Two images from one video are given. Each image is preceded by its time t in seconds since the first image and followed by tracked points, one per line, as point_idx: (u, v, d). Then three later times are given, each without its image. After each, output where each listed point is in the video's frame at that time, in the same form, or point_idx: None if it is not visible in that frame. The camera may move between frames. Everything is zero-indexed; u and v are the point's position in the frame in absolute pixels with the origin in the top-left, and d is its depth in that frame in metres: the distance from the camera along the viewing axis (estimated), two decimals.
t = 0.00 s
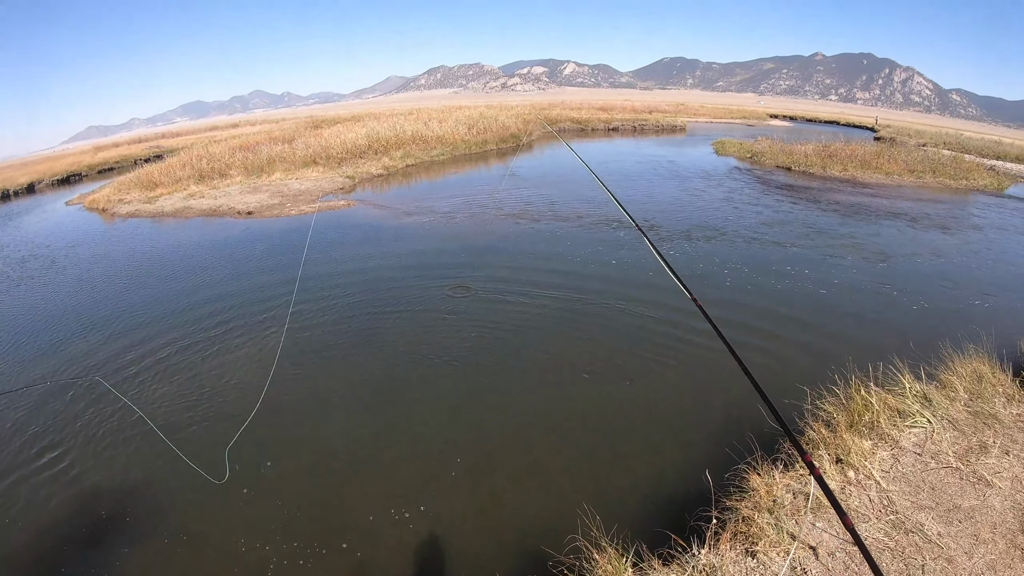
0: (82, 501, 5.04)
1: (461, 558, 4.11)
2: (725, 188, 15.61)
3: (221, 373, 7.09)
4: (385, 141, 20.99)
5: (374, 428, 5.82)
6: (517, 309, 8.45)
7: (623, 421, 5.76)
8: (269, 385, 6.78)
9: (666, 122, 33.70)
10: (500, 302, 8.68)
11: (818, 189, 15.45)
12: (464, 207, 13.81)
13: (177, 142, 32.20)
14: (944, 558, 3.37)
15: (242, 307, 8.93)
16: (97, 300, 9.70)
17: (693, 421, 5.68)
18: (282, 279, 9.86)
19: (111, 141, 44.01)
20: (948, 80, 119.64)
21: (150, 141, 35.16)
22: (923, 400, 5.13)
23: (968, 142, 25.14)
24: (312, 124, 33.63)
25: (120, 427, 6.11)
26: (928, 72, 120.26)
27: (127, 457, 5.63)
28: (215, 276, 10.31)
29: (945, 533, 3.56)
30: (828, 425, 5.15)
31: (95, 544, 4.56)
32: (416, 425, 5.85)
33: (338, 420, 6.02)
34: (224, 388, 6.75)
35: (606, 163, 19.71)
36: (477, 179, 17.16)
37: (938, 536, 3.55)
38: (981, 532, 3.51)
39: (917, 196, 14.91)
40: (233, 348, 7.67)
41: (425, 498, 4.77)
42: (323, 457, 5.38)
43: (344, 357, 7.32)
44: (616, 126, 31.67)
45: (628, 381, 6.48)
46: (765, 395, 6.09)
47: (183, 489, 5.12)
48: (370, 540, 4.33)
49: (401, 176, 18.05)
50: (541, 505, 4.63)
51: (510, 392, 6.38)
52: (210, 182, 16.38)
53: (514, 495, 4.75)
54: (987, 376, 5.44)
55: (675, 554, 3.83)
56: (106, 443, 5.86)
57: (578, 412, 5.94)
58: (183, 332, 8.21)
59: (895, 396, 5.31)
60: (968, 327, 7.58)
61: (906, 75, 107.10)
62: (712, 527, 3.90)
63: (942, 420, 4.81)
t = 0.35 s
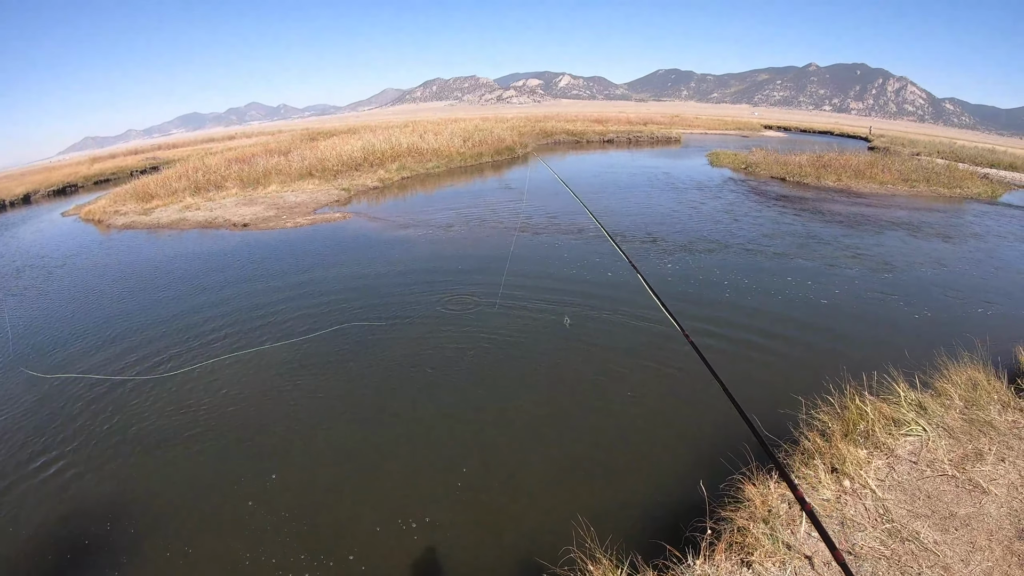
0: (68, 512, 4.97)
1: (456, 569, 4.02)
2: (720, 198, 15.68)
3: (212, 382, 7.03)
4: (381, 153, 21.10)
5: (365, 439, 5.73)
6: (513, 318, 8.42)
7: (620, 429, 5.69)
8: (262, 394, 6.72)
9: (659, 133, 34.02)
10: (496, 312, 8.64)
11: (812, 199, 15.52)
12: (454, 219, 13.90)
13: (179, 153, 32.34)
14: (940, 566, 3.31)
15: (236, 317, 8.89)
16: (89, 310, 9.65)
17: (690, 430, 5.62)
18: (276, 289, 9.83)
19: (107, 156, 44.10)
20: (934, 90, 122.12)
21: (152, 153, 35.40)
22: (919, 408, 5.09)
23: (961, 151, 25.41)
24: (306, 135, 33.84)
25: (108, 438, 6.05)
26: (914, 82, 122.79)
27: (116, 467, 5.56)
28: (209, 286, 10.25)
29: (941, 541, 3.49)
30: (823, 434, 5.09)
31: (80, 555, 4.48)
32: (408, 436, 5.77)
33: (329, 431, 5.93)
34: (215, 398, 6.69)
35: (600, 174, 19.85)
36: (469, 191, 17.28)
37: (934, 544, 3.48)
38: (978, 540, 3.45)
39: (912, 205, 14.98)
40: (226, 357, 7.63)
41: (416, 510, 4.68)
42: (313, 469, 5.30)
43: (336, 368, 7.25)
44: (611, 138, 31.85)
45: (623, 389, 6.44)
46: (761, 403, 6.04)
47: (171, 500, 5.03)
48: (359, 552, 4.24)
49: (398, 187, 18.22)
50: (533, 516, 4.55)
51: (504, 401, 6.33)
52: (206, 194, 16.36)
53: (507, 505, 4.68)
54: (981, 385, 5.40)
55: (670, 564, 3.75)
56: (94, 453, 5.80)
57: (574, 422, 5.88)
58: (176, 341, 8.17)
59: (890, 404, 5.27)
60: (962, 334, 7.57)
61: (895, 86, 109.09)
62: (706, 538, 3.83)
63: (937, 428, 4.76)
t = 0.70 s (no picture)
0: (65, 513, 4.95)
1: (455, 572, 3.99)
2: (717, 198, 15.70)
3: (211, 384, 7.01)
4: (380, 154, 21.13)
5: (364, 441, 5.71)
6: (511, 319, 8.41)
7: (619, 430, 5.68)
8: (260, 395, 6.70)
9: (656, 134, 34.08)
10: (495, 313, 8.62)
11: (810, 199, 15.52)
12: (451, 220, 13.89)
13: (179, 155, 32.35)
14: (941, 565, 3.30)
15: (234, 318, 8.88)
16: (86, 313, 9.64)
17: (689, 432, 5.60)
18: (274, 291, 9.83)
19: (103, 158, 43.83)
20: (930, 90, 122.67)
21: (151, 155, 35.42)
22: (919, 407, 5.08)
23: (958, 151, 25.50)
24: (303, 137, 33.80)
25: (105, 439, 6.02)
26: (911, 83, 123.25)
27: (114, 468, 5.53)
28: (208, 288, 10.23)
29: (942, 541, 3.48)
30: (823, 434, 5.08)
31: (77, 557, 4.45)
32: (407, 437, 5.74)
33: (328, 433, 5.91)
34: (213, 399, 6.66)
35: (597, 175, 19.87)
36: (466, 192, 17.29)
37: (935, 544, 3.47)
38: (979, 539, 3.44)
39: (910, 204, 14.99)
40: (225, 359, 7.62)
41: (415, 511, 4.66)
42: (312, 471, 5.27)
43: (335, 370, 7.22)
44: (608, 139, 31.83)
45: (622, 390, 6.43)
46: (761, 403, 6.03)
47: (169, 501, 5.00)
48: (358, 554, 4.21)
49: (395, 189, 18.24)
50: (534, 517, 4.53)
51: (503, 401, 6.32)
52: (204, 196, 16.35)
53: (506, 506, 4.66)
54: (980, 384, 5.40)
55: (670, 566, 3.74)
56: (92, 454, 5.78)
57: (573, 422, 5.86)
58: (175, 343, 8.16)
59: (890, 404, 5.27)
60: (962, 333, 7.57)
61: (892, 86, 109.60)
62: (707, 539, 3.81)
63: (937, 428, 4.75)
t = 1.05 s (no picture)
0: (64, 511, 4.94)
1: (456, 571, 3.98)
2: (716, 194, 15.68)
3: (209, 381, 6.99)
4: (377, 151, 21.04)
5: (364, 438, 5.70)
6: (511, 315, 8.38)
7: (619, 427, 5.67)
8: (259, 393, 6.68)
9: (654, 129, 33.99)
10: (493, 309, 8.60)
11: (808, 195, 15.50)
12: (449, 217, 13.85)
13: (176, 152, 32.24)
14: (943, 562, 3.29)
15: (233, 315, 8.85)
16: (84, 309, 9.60)
17: (689, 428, 5.59)
18: (273, 288, 9.79)
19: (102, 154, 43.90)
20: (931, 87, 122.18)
21: (149, 152, 35.23)
22: (919, 404, 5.08)
23: (957, 146, 25.46)
24: (300, 133, 33.68)
25: (103, 436, 6.00)
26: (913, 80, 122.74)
27: (111, 466, 5.51)
28: (207, 284, 10.22)
29: (944, 537, 3.48)
30: (824, 430, 5.07)
31: (77, 554, 4.45)
32: (407, 435, 5.73)
33: (327, 430, 5.89)
34: (212, 397, 6.64)
35: (595, 171, 19.84)
36: (463, 188, 17.25)
37: (937, 540, 3.47)
38: (981, 536, 3.44)
39: (909, 200, 14.98)
40: (223, 356, 7.59)
41: (416, 508, 4.65)
42: (312, 469, 5.26)
43: (334, 367, 7.20)
44: (606, 135, 31.81)
45: (622, 386, 6.42)
46: (762, 399, 6.02)
47: (168, 499, 4.99)
48: (358, 552, 4.21)
49: (393, 185, 18.19)
50: (534, 514, 4.53)
51: (502, 398, 6.31)
52: (202, 193, 16.29)
53: (507, 504, 4.65)
54: (981, 379, 5.40)
55: (672, 563, 3.73)
56: (90, 452, 5.76)
57: (573, 420, 5.85)
58: (172, 340, 8.13)
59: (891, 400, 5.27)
60: (962, 329, 7.57)
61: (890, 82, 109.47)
62: (708, 536, 3.81)
63: (937, 424, 4.75)
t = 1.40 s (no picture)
0: (55, 514, 4.85)
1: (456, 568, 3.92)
2: (706, 185, 15.69)
3: (198, 381, 6.86)
4: (363, 146, 20.83)
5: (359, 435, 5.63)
6: (504, 309, 8.32)
7: (618, 420, 5.63)
8: (250, 391, 6.58)
9: (642, 122, 33.97)
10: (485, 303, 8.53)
11: (797, 185, 15.54)
12: (439, 211, 13.75)
13: (161, 150, 31.73)
14: (945, 551, 3.29)
15: (222, 313, 8.71)
16: (70, 310, 9.43)
17: (687, 420, 5.58)
18: (262, 285, 9.65)
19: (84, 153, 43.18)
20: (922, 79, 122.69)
21: (135, 149, 34.71)
22: (915, 392, 5.10)
23: (944, 137, 25.62)
24: (287, 130, 33.33)
25: (90, 439, 5.87)
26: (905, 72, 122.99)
27: (98, 468, 5.40)
28: (197, 282, 10.06)
29: (944, 526, 3.48)
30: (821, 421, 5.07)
31: (70, 557, 4.38)
32: (403, 430, 5.66)
33: (320, 428, 5.80)
34: (202, 396, 6.54)
35: (584, 163, 19.78)
36: (452, 182, 17.15)
37: (936, 529, 3.47)
38: (980, 524, 3.45)
39: (898, 190, 15.05)
40: (212, 354, 7.46)
41: (413, 505, 4.59)
42: (306, 467, 5.17)
43: (327, 364, 7.11)
44: (593, 128, 31.76)
45: (618, 379, 6.38)
46: (757, 390, 6.02)
47: (158, 501, 4.90)
48: (356, 550, 4.15)
49: (380, 181, 18.02)
50: (531, 510, 4.49)
51: (498, 393, 6.23)
52: (189, 191, 16.05)
53: (505, 499, 4.61)
54: (975, 367, 5.45)
55: (674, 557, 3.70)
56: (76, 454, 5.64)
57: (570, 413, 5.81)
58: (162, 339, 8.01)
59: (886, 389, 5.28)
60: (953, 317, 7.64)
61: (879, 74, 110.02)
62: (710, 529, 3.78)
63: (933, 412, 4.77)
